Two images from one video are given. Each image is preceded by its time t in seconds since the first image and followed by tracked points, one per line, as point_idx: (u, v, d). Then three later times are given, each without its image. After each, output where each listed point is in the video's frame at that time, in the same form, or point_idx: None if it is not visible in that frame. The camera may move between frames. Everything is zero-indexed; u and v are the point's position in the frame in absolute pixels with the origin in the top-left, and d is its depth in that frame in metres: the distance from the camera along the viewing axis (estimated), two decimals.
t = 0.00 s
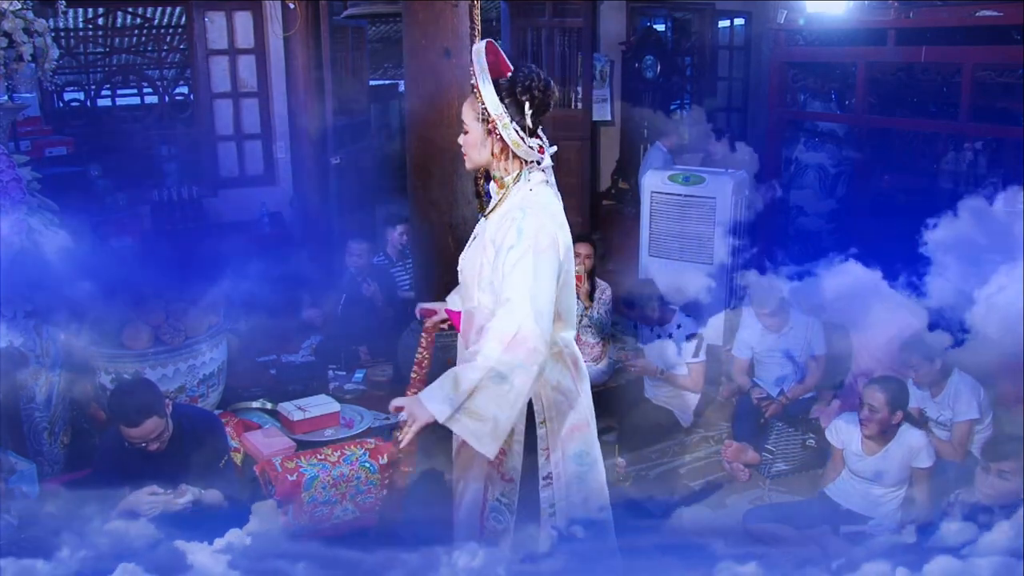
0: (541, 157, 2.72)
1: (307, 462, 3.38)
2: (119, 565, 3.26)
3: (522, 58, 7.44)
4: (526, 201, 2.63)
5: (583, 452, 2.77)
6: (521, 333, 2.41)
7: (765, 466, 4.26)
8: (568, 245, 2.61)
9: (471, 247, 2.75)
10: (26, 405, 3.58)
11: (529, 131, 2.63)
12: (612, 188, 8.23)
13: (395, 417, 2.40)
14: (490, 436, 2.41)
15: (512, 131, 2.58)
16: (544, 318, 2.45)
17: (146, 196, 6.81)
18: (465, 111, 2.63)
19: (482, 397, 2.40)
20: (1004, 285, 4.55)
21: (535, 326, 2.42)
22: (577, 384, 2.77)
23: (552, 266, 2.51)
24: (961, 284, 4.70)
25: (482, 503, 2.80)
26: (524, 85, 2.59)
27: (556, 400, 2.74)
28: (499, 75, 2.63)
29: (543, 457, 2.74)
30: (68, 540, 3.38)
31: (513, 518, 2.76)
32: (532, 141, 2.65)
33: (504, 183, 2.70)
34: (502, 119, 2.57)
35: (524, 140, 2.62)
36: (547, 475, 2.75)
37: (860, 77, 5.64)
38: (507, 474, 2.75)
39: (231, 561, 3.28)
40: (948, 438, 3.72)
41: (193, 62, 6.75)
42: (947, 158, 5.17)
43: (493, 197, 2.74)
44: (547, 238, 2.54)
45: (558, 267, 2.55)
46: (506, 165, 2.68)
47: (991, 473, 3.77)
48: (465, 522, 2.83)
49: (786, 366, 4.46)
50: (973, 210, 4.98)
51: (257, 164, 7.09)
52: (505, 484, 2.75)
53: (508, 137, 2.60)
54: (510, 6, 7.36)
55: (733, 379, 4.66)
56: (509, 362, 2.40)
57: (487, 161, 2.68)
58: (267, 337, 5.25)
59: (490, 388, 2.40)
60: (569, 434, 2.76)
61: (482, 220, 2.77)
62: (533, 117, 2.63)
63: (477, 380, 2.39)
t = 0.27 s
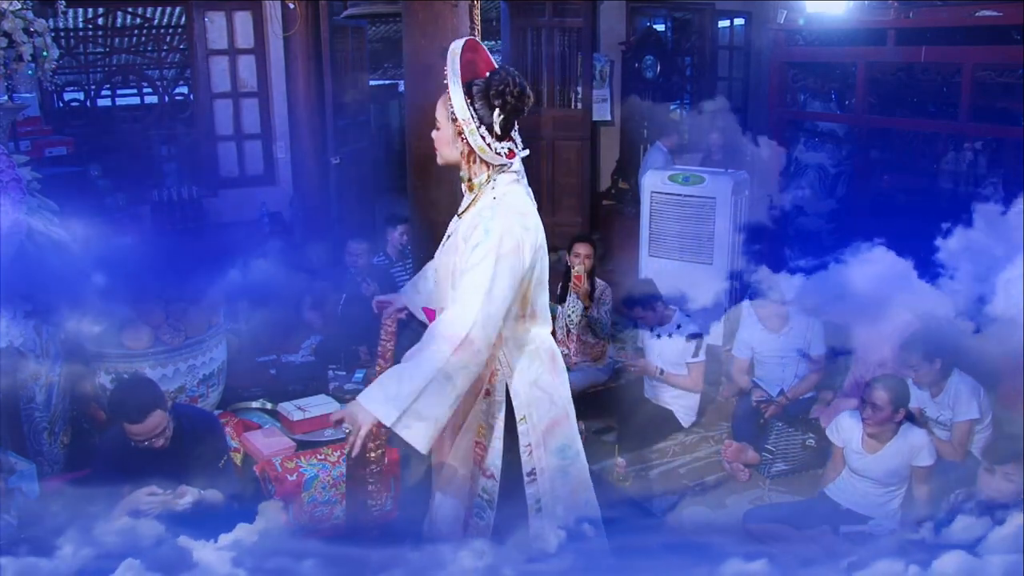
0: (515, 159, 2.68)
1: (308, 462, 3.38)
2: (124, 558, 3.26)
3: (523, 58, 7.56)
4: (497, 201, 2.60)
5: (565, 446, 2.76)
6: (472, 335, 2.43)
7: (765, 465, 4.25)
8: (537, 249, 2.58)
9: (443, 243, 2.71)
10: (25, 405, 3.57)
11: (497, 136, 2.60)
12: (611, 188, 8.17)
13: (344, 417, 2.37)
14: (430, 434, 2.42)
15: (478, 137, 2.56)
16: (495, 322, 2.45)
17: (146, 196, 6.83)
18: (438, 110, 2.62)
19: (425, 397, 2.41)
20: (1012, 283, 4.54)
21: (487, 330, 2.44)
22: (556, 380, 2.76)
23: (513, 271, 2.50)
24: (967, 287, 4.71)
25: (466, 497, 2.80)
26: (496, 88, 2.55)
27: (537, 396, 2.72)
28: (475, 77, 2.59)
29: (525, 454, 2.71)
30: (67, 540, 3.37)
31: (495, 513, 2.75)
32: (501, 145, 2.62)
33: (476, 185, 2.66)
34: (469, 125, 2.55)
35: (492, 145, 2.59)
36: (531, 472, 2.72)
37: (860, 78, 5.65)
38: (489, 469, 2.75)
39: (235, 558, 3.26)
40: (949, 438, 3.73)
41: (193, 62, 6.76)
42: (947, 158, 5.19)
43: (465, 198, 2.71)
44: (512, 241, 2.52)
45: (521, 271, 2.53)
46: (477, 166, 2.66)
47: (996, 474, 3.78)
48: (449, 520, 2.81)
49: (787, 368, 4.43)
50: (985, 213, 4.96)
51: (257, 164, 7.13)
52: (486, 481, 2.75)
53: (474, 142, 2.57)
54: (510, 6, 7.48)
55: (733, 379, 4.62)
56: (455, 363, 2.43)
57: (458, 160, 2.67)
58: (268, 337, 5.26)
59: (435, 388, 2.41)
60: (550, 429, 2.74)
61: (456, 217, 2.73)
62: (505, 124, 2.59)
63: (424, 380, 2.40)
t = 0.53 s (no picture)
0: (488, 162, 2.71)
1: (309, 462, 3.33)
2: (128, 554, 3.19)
3: (523, 59, 7.60)
4: (464, 205, 2.63)
5: (549, 443, 2.80)
6: (421, 337, 2.45)
7: (765, 466, 4.23)
8: (502, 253, 2.61)
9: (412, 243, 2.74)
10: (25, 405, 3.56)
11: (464, 140, 2.63)
12: (611, 188, 8.11)
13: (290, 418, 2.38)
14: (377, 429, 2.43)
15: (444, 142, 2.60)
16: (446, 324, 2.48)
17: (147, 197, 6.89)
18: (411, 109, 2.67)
19: (373, 392, 2.41)
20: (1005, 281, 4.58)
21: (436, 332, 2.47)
22: (537, 376, 2.80)
23: (471, 274, 2.53)
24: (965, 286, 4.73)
25: (444, 498, 2.75)
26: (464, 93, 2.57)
27: (517, 394, 2.75)
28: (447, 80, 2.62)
29: (510, 452, 2.75)
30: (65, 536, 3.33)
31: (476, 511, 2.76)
32: (469, 150, 2.65)
33: (447, 190, 2.70)
34: (434, 130, 2.60)
35: (458, 149, 2.62)
36: (517, 470, 2.76)
37: (860, 78, 5.65)
38: (468, 468, 2.75)
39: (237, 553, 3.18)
40: (949, 438, 3.75)
41: (193, 62, 6.82)
42: (947, 158, 5.20)
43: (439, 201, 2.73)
44: (474, 244, 2.54)
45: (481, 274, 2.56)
46: (447, 167, 2.70)
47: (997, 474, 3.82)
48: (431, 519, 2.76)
49: (788, 367, 4.43)
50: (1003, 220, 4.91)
51: (257, 165, 7.21)
52: (466, 480, 2.75)
53: (440, 147, 2.62)
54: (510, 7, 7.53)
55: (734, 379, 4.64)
56: (402, 361, 2.44)
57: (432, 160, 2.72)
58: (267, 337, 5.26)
59: (382, 386, 2.42)
60: (533, 427, 2.77)
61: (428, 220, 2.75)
62: (473, 127, 2.62)
63: (370, 377, 2.41)
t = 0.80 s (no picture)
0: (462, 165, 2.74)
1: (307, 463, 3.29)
2: (130, 553, 3.15)
3: (523, 59, 7.61)
4: (440, 207, 2.67)
5: (539, 441, 2.83)
6: (380, 333, 2.51)
7: (765, 465, 4.22)
8: (475, 257, 2.65)
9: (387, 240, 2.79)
10: (25, 405, 3.56)
11: (435, 144, 2.67)
12: (611, 188, 8.12)
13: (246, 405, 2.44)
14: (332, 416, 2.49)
15: (412, 146, 2.65)
16: (409, 323, 2.53)
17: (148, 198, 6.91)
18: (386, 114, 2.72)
19: (329, 381, 2.47)
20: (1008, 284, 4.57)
21: (397, 332, 2.52)
22: (525, 374, 2.83)
23: (438, 276, 2.58)
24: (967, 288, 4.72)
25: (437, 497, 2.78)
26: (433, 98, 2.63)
27: (506, 393, 2.78)
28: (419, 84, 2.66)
29: (500, 451, 2.78)
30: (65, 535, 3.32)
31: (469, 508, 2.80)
32: (441, 153, 2.69)
33: (425, 195, 2.72)
34: (402, 135, 2.65)
35: (428, 153, 2.67)
36: (508, 468, 2.79)
37: (860, 78, 5.65)
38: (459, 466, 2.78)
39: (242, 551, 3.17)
40: (949, 438, 3.72)
41: (193, 62, 6.80)
42: (947, 158, 5.20)
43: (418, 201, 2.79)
44: (443, 248, 2.60)
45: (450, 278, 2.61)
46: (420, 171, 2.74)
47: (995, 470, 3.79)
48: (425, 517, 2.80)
49: (787, 367, 4.42)
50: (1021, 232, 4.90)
51: (257, 164, 7.19)
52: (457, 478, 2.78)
53: (409, 151, 2.67)
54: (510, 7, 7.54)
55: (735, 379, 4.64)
56: (359, 354, 2.50)
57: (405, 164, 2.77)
58: (267, 337, 5.26)
59: (338, 376, 2.48)
60: (522, 424, 2.80)
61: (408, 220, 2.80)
62: (443, 131, 2.67)
63: (326, 366, 2.47)
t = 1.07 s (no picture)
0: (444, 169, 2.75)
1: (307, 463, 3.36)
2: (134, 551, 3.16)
3: (522, 59, 7.59)
4: (427, 207, 2.70)
5: (533, 440, 2.85)
6: (359, 326, 2.55)
7: (765, 466, 4.22)
8: (461, 258, 2.69)
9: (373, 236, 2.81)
10: (25, 405, 3.56)
11: (413, 149, 2.68)
12: (611, 187, 8.16)
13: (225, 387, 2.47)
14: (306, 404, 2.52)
15: (388, 155, 2.65)
16: (389, 320, 2.57)
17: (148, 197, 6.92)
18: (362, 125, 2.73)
19: (303, 368, 2.51)
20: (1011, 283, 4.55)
21: (377, 327, 2.55)
22: (519, 373, 2.85)
23: (421, 275, 2.62)
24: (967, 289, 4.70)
25: (437, 499, 2.80)
26: (406, 104, 2.64)
27: (502, 393, 2.79)
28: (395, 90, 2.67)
29: (496, 452, 2.80)
30: (65, 535, 3.32)
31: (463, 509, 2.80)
32: (418, 158, 2.69)
33: (413, 197, 2.75)
34: (378, 145, 2.66)
35: (404, 160, 2.67)
36: (503, 469, 2.81)
37: (860, 78, 5.65)
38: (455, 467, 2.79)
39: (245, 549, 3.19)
40: (949, 438, 3.74)
41: (193, 62, 6.80)
42: (947, 158, 5.20)
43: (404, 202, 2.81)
44: (428, 247, 2.64)
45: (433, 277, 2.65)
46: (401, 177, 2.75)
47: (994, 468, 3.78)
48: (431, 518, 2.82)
49: (785, 367, 4.44)
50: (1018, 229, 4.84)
51: (257, 164, 7.19)
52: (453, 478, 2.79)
53: (386, 160, 2.67)
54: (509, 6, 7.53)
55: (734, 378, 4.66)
56: (337, 345, 2.53)
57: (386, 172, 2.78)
58: (268, 338, 5.26)
59: (316, 365, 2.52)
60: (518, 424, 2.82)
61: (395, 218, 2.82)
62: (420, 136, 2.68)
63: (304, 354, 2.51)
